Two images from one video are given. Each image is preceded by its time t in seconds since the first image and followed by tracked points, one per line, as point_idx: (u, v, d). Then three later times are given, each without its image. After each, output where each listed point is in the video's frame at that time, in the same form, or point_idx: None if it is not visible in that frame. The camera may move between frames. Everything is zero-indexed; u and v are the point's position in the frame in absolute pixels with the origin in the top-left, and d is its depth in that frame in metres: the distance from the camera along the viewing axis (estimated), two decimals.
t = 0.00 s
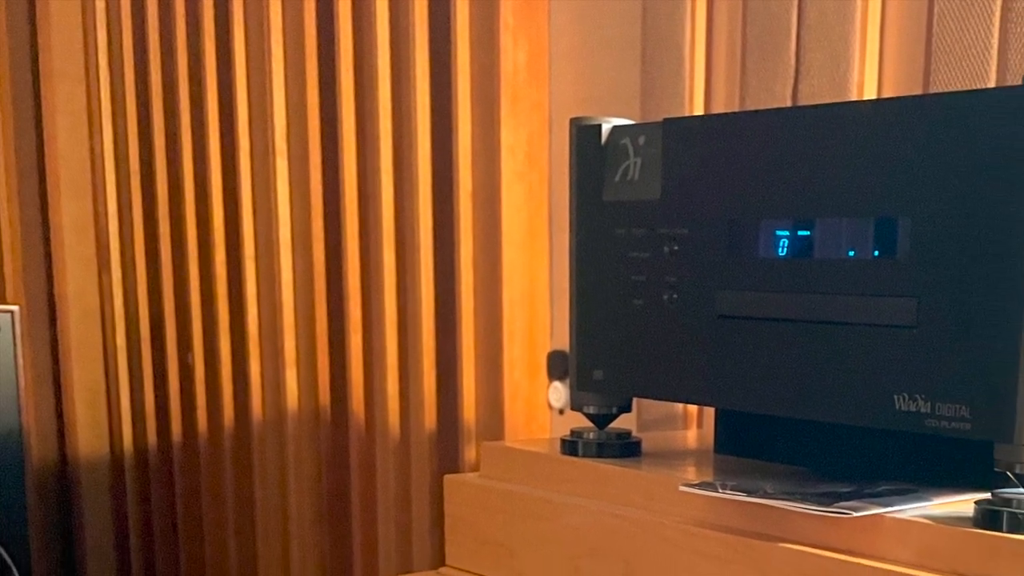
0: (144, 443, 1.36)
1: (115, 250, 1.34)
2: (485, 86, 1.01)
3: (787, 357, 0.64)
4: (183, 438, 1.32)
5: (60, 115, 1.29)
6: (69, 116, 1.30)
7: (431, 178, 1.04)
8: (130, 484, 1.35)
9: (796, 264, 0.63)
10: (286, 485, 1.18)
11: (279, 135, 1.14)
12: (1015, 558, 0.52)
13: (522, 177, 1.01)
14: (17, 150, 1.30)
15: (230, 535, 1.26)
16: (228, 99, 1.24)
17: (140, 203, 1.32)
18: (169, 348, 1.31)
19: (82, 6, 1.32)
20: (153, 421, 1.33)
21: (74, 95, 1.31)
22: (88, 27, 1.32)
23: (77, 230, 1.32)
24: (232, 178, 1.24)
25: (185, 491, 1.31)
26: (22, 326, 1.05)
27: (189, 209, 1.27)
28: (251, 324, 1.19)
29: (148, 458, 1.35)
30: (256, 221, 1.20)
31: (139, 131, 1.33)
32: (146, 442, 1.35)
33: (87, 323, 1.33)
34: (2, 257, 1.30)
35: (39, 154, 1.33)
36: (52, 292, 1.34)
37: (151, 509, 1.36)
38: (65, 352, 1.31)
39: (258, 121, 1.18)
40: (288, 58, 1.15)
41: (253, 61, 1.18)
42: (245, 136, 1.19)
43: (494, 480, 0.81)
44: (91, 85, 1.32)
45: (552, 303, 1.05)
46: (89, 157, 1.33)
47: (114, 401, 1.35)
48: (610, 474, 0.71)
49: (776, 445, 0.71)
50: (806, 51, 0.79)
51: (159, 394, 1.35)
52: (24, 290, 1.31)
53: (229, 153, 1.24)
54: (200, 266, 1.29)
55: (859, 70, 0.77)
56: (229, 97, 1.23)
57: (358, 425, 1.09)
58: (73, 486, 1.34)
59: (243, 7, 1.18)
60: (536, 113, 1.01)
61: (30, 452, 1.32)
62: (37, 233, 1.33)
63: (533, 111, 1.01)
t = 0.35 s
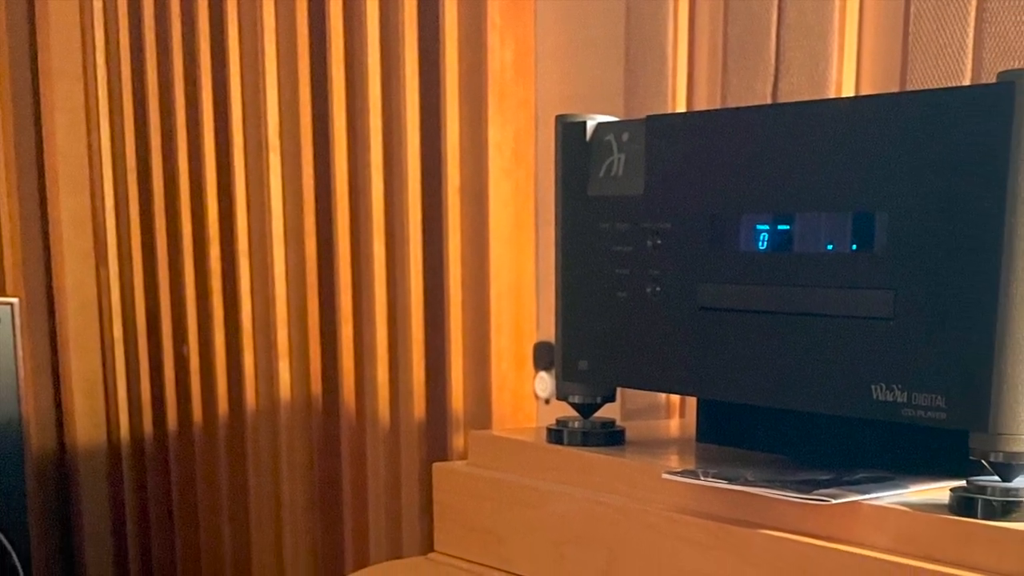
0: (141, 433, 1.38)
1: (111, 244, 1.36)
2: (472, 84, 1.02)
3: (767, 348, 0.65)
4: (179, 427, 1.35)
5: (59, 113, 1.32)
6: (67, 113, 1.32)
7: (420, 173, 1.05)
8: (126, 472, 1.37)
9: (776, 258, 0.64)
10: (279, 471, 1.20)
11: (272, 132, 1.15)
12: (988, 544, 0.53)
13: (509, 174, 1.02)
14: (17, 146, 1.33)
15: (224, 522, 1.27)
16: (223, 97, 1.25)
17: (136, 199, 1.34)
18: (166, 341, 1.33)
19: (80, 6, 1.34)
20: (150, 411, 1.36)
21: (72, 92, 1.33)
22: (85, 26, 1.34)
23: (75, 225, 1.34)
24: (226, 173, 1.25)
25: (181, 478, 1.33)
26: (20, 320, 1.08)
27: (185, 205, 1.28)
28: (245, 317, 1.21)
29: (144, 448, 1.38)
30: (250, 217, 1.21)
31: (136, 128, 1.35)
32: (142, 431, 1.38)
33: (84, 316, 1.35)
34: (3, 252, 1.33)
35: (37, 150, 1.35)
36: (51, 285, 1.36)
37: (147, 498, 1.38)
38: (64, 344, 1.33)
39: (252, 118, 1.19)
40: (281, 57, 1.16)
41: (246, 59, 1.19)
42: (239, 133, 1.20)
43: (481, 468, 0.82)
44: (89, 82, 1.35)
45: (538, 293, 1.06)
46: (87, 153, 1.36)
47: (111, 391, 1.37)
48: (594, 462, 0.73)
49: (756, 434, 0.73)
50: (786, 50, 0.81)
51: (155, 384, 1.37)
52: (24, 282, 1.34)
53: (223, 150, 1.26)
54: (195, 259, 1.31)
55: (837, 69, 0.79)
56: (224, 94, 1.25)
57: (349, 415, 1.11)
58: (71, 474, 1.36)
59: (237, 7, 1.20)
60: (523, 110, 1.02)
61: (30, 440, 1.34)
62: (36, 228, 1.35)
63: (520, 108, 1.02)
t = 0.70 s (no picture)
0: (137, 422, 1.40)
1: (109, 237, 1.38)
2: (461, 82, 1.04)
3: (749, 339, 0.67)
4: (174, 417, 1.37)
5: (57, 109, 1.31)
6: (65, 111, 1.32)
7: (410, 171, 1.06)
8: (123, 460, 1.39)
9: (756, 251, 0.66)
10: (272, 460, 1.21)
11: (266, 129, 1.17)
12: (964, 531, 0.55)
13: (496, 169, 1.03)
14: (17, 142, 1.33)
15: (217, 508, 1.30)
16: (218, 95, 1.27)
17: (133, 194, 1.36)
18: (162, 330, 1.35)
19: (80, 6, 1.35)
20: (147, 401, 1.38)
21: (70, 90, 1.33)
22: (84, 24, 1.35)
23: (74, 220, 1.35)
24: (220, 170, 1.27)
25: (177, 466, 1.36)
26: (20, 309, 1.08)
27: (181, 200, 1.31)
28: (238, 309, 1.23)
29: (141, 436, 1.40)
30: (243, 211, 1.23)
31: (132, 125, 1.37)
32: (139, 421, 1.40)
33: (83, 309, 1.35)
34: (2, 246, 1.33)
35: (36, 147, 1.35)
36: (50, 278, 1.37)
37: (143, 486, 1.41)
38: (62, 335, 1.33)
39: (246, 116, 1.21)
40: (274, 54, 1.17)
41: (241, 57, 1.21)
42: (233, 130, 1.22)
43: (469, 456, 0.84)
44: (87, 80, 1.36)
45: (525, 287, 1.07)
46: (86, 151, 1.36)
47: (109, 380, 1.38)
48: (580, 451, 0.75)
49: (738, 423, 0.75)
50: (767, 49, 0.84)
51: (151, 373, 1.39)
52: (24, 275, 1.34)
53: (218, 147, 1.27)
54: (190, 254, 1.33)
55: (817, 68, 0.81)
56: (219, 93, 1.26)
57: (340, 406, 1.12)
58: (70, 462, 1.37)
59: (231, 6, 1.21)
60: (510, 108, 1.04)
61: (30, 429, 1.34)
62: (35, 222, 1.35)
63: (507, 105, 1.04)
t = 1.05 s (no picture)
0: (135, 412, 1.41)
1: (106, 231, 1.39)
2: (450, 80, 1.05)
3: (731, 331, 0.69)
4: (170, 407, 1.37)
5: (56, 106, 1.33)
6: (63, 108, 1.35)
7: (400, 167, 1.08)
8: (120, 450, 1.40)
9: (738, 245, 0.68)
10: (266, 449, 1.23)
11: (259, 125, 1.18)
12: (941, 519, 0.56)
13: (484, 165, 1.05)
14: (16, 139, 1.35)
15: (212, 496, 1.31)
16: (213, 93, 1.28)
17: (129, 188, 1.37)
18: (158, 323, 1.35)
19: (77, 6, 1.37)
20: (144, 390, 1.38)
21: (69, 88, 1.35)
22: (82, 25, 1.37)
23: (73, 215, 1.37)
24: (215, 165, 1.28)
25: (172, 455, 1.37)
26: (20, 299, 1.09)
27: (176, 193, 1.31)
28: (233, 301, 1.24)
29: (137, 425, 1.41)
30: (238, 209, 1.23)
31: (129, 121, 1.37)
32: (136, 410, 1.40)
33: (81, 301, 1.37)
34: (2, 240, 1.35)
35: (36, 144, 1.38)
36: (48, 270, 1.39)
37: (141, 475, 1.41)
38: (60, 325, 1.35)
39: (240, 115, 1.22)
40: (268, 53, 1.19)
41: (234, 56, 1.22)
42: (228, 126, 1.22)
43: (458, 445, 0.86)
44: (85, 79, 1.37)
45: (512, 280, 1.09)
46: (83, 146, 1.37)
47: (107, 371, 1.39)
48: (566, 440, 0.77)
49: (720, 412, 0.77)
50: (748, 47, 0.87)
51: (148, 364, 1.40)
52: (23, 268, 1.36)
53: (213, 142, 1.28)
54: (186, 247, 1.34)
55: (797, 66, 0.84)
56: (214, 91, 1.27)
57: (332, 396, 1.14)
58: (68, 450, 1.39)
59: (226, 6, 1.22)
60: (497, 106, 1.05)
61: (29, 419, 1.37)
62: (34, 216, 1.38)
63: (495, 103, 1.05)
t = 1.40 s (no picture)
0: (131, 402, 1.42)
1: (103, 225, 1.40)
2: (440, 79, 1.07)
3: (714, 323, 0.71)
4: (166, 398, 1.39)
5: (55, 104, 1.36)
6: (62, 105, 1.37)
7: (391, 163, 1.09)
8: (117, 440, 1.41)
9: (720, 239, 0.70)
10: (259, 439, 1.25)
11: (254, 122, 1.20)
12: (919, 507, 0.58)
13: (474, 162, 1.06)
14: (16, 136, 1.38)
15: (208, 484, 1.32)
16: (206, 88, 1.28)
17: (126, 183, 1.38)
18: (155, 317, 1.37)
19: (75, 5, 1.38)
20: (140, 380, 1.39)
21: (68, 85, 1.38)
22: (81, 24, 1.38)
23: (70, 210, 1.39)
24: (210, 161, 1.30)
25: (169, 444, 1.38)
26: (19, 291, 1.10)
27: (171, 189, 1.33)
28: (227, 293, 1.26)
29: (134, 415, 1.42)
30: (232, 201, 1.26)
31: (126, 117, 1.38)
32: (132, 400, 1.42)
33: (77, 293, 1.40)
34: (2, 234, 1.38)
35: (35, 140, 1.40)
36: (46, 265, 1.42)
37: (137, 465, 1.42)
38: (59, 318, 1.38)
39: (234, 112, 1.24)
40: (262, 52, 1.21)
41: (229, 56, 1.23)
42: (222, 122, 1.24)
43: (448, 435, 0.88)
44: (82, 77, 1.39)
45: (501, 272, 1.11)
46: (80, 143, 1.39)
47: (104, 363, 1.41)
48: (553, 429, 0.78)
49: (702, 403, 0.79)
50: (730, 47, 0.89)
51: (144, 355, 1.41)
52: (22, 262, 1.39)
53: (208, 139, 1.30)
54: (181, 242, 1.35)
55: (778, 65, 0.87)
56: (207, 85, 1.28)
57: (325, 387, 1.15)
58: (65, 439, 1.41)
59: (220, 6, 1.24)
60: (486, 104, 1.07)
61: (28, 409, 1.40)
62: (33, 212, 1.40)
63: (484, 100, 1.07)
